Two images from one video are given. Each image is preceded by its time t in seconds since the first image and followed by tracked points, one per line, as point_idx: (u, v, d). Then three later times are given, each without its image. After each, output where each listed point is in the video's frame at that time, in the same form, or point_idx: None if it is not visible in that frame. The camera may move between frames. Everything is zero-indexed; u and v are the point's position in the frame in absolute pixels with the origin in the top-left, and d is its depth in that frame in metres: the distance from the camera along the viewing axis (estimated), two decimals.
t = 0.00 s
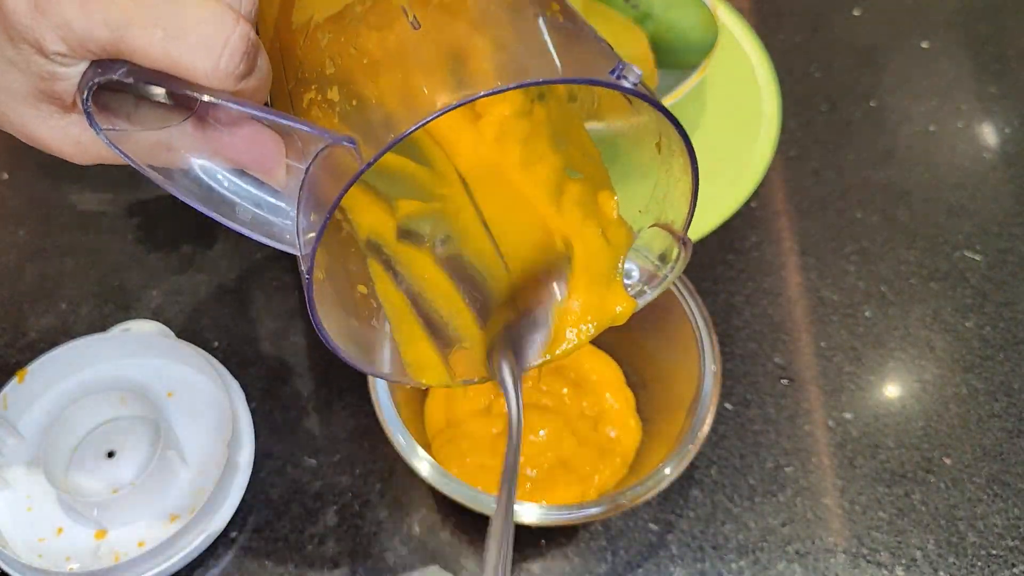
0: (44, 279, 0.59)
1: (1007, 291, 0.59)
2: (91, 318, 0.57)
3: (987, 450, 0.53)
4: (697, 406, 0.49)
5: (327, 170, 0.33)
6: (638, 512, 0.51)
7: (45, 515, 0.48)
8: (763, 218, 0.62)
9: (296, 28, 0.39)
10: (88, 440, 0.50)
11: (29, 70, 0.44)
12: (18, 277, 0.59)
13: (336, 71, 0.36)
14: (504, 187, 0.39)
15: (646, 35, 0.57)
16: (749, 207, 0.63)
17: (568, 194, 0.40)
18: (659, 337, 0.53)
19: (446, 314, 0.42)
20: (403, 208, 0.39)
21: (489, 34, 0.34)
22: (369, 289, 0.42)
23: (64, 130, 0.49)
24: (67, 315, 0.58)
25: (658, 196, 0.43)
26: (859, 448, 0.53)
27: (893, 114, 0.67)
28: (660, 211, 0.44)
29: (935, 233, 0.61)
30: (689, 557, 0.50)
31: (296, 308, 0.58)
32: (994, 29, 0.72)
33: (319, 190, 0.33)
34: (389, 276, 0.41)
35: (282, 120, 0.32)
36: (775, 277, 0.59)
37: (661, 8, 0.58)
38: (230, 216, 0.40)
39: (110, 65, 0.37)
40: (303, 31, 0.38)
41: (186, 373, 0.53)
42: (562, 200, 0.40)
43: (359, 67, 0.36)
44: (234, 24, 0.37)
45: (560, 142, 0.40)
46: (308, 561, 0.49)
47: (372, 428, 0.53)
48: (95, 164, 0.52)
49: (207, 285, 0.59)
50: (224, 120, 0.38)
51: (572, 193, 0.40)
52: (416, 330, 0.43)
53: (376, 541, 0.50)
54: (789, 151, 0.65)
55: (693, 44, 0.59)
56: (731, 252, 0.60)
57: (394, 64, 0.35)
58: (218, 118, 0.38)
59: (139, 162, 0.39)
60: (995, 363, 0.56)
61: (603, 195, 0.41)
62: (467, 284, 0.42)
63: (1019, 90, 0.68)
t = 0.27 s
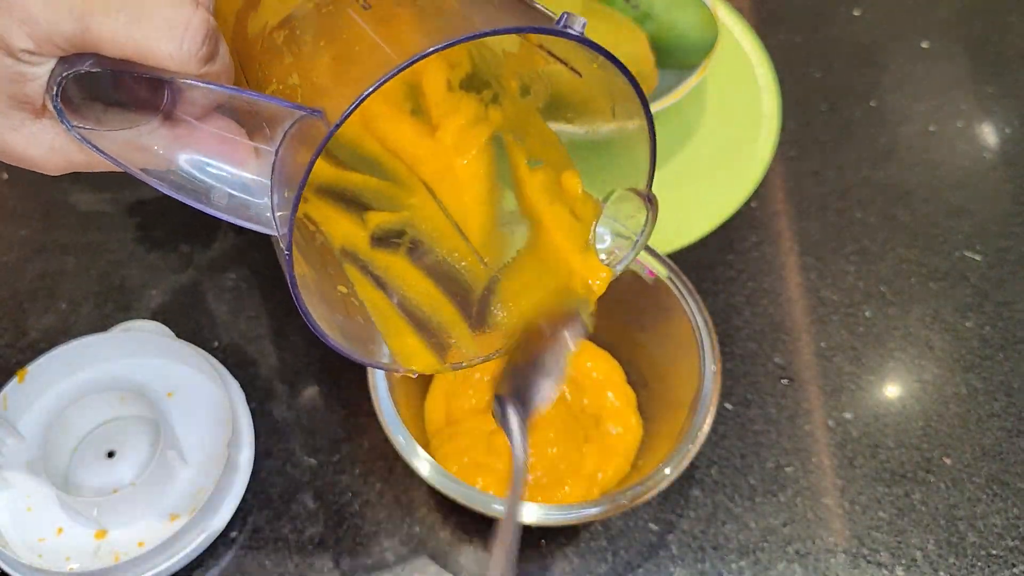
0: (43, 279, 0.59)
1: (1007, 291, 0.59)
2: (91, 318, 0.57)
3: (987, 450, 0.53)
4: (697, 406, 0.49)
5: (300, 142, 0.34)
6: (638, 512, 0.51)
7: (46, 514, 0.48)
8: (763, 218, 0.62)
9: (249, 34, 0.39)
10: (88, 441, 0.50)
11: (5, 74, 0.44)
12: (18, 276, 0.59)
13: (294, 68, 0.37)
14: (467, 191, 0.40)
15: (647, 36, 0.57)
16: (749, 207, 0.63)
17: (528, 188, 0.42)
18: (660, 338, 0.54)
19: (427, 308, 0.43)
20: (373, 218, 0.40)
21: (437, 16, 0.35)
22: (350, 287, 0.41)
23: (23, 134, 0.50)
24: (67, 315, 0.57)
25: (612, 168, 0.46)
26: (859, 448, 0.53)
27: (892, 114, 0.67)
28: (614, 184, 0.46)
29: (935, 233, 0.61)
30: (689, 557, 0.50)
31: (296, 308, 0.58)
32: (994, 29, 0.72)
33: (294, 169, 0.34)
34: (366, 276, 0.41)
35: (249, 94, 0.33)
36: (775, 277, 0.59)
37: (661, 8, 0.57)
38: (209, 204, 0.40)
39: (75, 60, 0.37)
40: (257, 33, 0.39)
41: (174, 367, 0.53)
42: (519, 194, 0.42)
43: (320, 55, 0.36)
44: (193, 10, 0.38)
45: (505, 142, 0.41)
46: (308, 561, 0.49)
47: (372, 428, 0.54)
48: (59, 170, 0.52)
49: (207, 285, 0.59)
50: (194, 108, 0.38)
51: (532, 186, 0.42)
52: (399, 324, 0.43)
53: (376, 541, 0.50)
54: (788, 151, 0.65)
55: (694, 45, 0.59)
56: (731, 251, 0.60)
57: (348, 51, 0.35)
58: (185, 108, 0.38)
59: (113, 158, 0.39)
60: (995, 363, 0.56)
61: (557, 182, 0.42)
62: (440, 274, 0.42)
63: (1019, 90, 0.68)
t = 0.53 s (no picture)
0: (46, 279, 0.59)
1: (1005, 291, 0.59)
2: (93, 317, 0.58)
3: (984, 449, 0.53)
4: (696, 405, 0.49)
5: (278, 145, 0.34)
6: (637, 511, 0.51)
7: (48, 514, 0.49)
8: (762, 218, 0.62)
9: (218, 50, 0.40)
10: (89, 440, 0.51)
11: None
12: (21, 276, 0.59)
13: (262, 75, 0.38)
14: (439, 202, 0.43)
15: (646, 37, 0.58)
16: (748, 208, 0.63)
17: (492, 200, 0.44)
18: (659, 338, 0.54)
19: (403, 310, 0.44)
20: (350, 221, 0.41)
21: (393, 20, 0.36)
22: (328, 287, 0.41)
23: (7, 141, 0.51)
24: (69, 315, 0.58)
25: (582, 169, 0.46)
26: (857, 447, 0.53)
27: (891, 114, 0.67)
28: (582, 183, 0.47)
29: (933, 234, 0.61)
30: (688, 556, 0.50)
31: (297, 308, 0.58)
32: (992, 30, 0.72)
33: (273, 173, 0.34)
34: (344, 276, 0.42)
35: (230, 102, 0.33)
36: (774, 277, 0.59)
37: (661, 8, 0.58)
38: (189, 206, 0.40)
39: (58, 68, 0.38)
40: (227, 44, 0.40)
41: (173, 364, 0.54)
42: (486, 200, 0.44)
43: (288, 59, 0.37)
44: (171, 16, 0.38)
45: (476, 144, 0.43)
46: (309, 560, 0.50)
47: (373, 428, 0.54)
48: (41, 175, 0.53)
49: (209, 285, 0.59)
50: (176, 113, 0.38)
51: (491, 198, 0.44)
52: (377, 320, 0.43)
53: (377, 540, 0.50)
54: (787, 152, 0.65)
55: (693, 45, 0.60)
56: (730, 252, 0.60)
57: (314, 52, 0.36)
58: (166, 114, 0.38)
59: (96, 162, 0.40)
60: (993, 363, 0.56)
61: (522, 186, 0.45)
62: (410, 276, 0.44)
63: (1017, 91, 0.68)
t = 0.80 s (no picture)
0: (46, 280, 0.59)
1: (1005, 291, 0.59)
2: (93, 318, 0.58)
3: (984, 449, 0.53)
4: (696, 406, 0.49)
5: (255, 119, 0.33)
6: (637, 511, 0.51)
7: (48, 514, 0.49)
8: (762, 218, 0.62)
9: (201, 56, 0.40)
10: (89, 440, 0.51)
11: None
12: (21, 276, 0.60)
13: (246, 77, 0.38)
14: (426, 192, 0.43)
15: (646, 38, 0.58)
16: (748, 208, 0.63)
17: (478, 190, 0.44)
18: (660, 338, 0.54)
19: (399, 302, 0.44)
20: (339, 218, 0.41)
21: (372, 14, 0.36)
22: (316, 276, 0.40)
23: None
24: (69, 315, 0.58)
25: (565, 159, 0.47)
26: (857, 447, 0.53)
27: (891, 114, 0.67)
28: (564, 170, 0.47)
29: (932, 233, 0.61)
30: (688, 555, 0.50)
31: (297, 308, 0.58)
32: (992, 30, 0.72)
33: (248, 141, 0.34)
34: (336, 271, 0.41)
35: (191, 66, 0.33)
36: (774, 277, 0.59)
37: (660, 8, 0.58)
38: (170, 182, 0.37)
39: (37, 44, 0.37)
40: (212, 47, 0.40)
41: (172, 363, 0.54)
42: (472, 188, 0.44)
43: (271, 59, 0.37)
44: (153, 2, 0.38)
45: (460, 137, 0.43)
46: (309, 560, 0.50)
47: (373, 427, 0.54)
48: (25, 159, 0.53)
49: (209, 285, 0.59)
50: (156, 91, 0.35)
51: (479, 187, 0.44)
52: (369, 309, 0.43)
53: (377, 540, 0.50)
54: (787, 152, 0.65)
55: (693, 45, 0.60)
56: (730, 252, 0.60)
57: (294, 49, 0.37)
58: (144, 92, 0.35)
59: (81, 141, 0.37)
60: (993, 362, 0.56)
61: (509, 171, 0.45)
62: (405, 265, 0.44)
63: (1016, 90, 0.69)
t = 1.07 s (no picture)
0: (45, 280, 0.59)
1: (1006, 291, 0.59)
2: (93, 319, 0.58)
3: (985, 449, 0.53)
4: (696, 406, 0.49)
5: (252, 226, 0.34)
6: (638, 511, 0.51)
7: (46, 514, 0.49)
8: (762, 218, 0.62)
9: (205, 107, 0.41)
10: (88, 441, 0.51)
11: None
12: (20, 276, 0.59)
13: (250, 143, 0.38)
14: (414, 247, 0.45)
15: (646, 37, 0.58)
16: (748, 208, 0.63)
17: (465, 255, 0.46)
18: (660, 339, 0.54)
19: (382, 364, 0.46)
20: (329, 261, 0.43)
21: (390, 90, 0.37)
22: (300, 335, 0.44)
23: None
24: (68, 315, 0.58)
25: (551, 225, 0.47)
26: (858, 447, 0.53)
27: (892, 114, 0.67)
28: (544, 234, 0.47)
29: (933, 233, 0.61)
30: (688, 556, 0.50)
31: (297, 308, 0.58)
32: (992, 30, 0.72)
33: (249, 245, 0.34)
34: (319, 323, 0.44)
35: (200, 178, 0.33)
36: (774, 277, 0.59)
37: (661, 8, 0.58)
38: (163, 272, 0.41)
39: (46, 139, 0.37)
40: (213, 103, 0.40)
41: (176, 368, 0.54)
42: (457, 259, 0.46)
43: (274, 125, 0.37)
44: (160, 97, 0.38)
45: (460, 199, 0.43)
46: (309, 560, 0.50)
47: (373, 428, 0.54)
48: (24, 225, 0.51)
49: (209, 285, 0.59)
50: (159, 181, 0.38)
51: (465, 247, 0.46)
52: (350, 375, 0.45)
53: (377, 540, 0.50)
54: (787, 151, 0.65)
55: (693, 45, 0.59)
56: (731, 251, 0.60)
57: (282, 120, 0.37)
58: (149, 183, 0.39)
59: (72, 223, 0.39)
60: (994, 362, 0.56)
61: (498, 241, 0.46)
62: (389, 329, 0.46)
63: (1017, 90, 0.68)
